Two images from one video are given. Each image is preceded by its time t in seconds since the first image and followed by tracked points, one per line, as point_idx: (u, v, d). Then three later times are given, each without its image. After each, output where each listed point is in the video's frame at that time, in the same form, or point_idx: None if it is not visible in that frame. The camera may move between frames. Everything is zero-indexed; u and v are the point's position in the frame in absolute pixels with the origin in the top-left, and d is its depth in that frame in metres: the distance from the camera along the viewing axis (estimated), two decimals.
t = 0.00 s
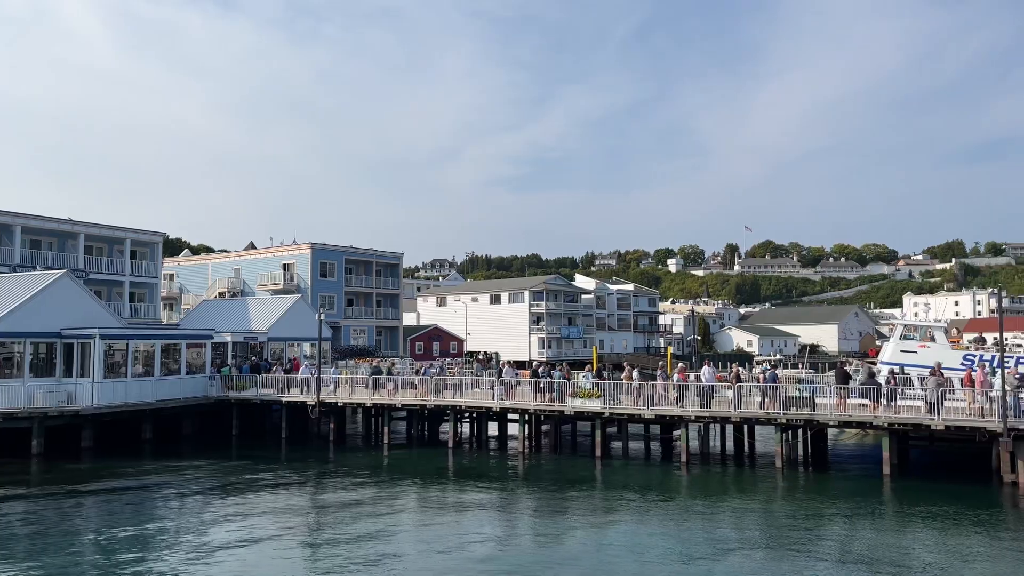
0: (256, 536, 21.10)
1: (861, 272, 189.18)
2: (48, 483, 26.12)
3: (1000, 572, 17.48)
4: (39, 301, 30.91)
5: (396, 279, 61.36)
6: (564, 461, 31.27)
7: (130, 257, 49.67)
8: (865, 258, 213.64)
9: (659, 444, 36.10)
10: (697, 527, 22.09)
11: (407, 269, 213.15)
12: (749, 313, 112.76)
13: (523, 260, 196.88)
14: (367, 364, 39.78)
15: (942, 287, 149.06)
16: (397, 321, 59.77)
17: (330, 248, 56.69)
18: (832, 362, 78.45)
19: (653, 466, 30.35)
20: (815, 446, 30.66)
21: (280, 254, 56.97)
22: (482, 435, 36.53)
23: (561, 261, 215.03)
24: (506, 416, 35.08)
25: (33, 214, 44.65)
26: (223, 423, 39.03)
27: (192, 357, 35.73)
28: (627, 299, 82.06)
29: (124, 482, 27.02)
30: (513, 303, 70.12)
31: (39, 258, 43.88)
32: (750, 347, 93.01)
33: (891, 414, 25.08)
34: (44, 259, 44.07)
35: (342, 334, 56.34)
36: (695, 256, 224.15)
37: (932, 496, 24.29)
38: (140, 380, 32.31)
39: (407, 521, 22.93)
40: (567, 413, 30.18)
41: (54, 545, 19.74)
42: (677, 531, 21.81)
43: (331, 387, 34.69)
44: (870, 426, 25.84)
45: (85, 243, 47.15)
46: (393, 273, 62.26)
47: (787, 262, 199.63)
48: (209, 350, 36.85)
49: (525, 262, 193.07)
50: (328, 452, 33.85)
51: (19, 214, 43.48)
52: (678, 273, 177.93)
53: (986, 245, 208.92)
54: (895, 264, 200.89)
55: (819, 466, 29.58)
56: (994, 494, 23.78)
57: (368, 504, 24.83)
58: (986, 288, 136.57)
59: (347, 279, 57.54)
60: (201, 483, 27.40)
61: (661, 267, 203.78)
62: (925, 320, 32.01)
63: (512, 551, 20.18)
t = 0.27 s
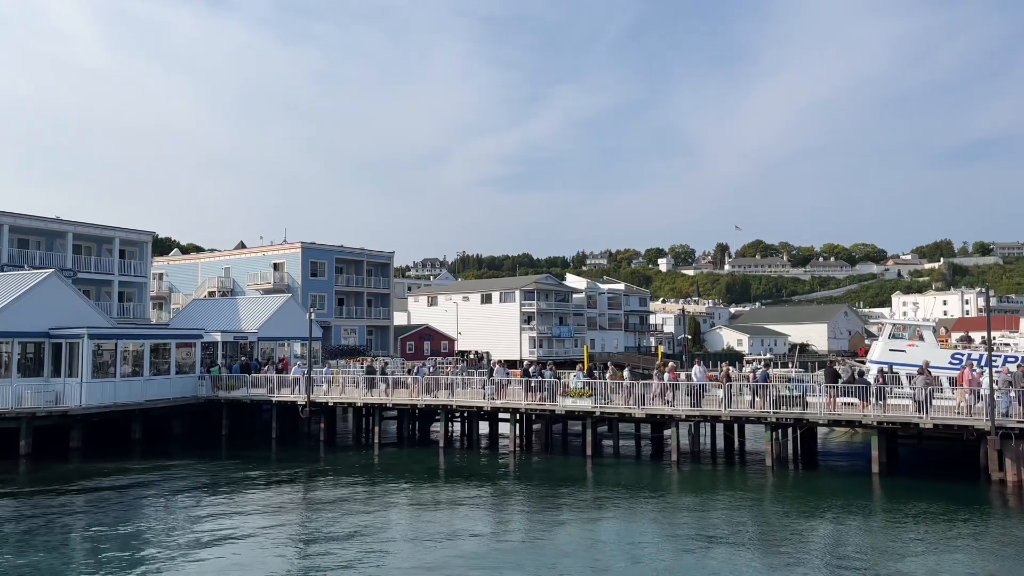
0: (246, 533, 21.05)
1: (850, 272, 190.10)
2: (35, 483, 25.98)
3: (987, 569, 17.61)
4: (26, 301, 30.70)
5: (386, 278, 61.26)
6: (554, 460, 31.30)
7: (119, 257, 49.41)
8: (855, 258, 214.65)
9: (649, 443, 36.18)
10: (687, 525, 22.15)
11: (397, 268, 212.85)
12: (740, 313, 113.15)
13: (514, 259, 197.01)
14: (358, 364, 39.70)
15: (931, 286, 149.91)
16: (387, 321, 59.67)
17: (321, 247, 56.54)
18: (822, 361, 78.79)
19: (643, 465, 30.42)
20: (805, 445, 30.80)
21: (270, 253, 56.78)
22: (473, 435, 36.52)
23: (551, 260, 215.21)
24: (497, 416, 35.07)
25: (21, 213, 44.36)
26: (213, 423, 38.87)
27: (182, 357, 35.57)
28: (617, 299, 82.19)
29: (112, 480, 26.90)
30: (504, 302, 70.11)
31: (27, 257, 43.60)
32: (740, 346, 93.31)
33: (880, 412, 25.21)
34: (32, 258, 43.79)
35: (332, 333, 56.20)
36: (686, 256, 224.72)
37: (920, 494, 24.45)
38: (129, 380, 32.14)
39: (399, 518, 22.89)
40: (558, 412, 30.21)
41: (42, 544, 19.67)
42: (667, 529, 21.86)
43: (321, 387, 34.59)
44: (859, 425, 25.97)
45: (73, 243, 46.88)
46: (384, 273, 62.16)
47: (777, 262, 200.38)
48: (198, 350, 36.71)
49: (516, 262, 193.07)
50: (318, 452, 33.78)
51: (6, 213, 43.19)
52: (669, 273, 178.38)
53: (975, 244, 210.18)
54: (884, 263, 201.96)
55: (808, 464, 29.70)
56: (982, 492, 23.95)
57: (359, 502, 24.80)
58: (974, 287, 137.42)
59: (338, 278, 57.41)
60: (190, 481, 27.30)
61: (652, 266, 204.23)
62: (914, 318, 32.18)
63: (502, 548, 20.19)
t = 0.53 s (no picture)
0: (234, 530, 20.94)
1: (836, 271, 191.29)
2: (19, 483, 25.76)
3: (971, 565, 17.75)
4: (9, 301, 30.40)
5: (374, 277, 61.10)
6: (543, 459, 31.31)
7: (104, 256, 49.06)
8: (841, 257, 215.99)
9: (637, 441, 36.27)
10: (676, 522, 22.21)
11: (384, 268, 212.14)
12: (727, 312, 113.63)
13: (502, 259, 197.10)
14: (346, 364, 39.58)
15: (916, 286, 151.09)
16: (375, 320, 59.54)
17: (308, 246, 56.34)
18: (808, 360, 79.26)
19: (631, 464, 30.49)
20: (791, 443, 30.97)
21: (257, 252, 56.53)
22: (461, 434, 36.48)
23: (539, 260, 215.39)
24: (485, 415, 35.06)
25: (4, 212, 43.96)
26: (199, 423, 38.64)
27: (168, 357, 35.34)
28: (605, 298, 82.35)
29: (98, 480, 26.69)
30: (492, 301, 70.11)
31: (10, 257, 43.21)
32: (728, 345, 93.68)
33: (866, 410, 25.37)
34: (16, 257, 43.40)
35: (320, 333, 56.01)
36: (673, 255, 225.40)
37: (905, 491, 24.63)
38: (115, 380, 31.91)
39: (388, 515, 22.86)
40: (546, 411, 30.24)
41: (27, 543, 19.52)
42: (655, 526, 21.90)
43: (309, 387, 34.47)
44: (845, 423, 26.12)
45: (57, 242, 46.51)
46: (372, 272, 62.01)
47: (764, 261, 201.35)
48: (184, 350, 36.50)
49: (504, 261, 193.04)
50: (305, 452, 33.65)
51: None
52: (657, 273, 178.89)
53: (959, 244, 211.94)
54: (870, 263, 203.30)
55: (795, 463, 29.85)
56: (967, 489, 24.17)
57: (347, 500, 24.73)
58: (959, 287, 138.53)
59: (325, 278, 57.23)
60: (177, 479, 27.14)
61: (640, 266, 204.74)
62: (899, 317, 32.39)
63: (491, 544, 20.18)
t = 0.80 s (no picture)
0: (225, 528, 20.83)
1: (825, 271, 192.22)
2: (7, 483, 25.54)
3: (960, 561, 17.86)
4: None
5: (364, 277, 60.94)
6: (533, 458, 31.32)
7: (92, 255, 48.75)
8: (830, 256, 217.11)
9: (627, 440, 36.33)
10: (667, 519, 22.23)
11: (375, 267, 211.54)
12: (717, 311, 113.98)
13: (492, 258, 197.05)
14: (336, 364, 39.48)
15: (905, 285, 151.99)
16: (366, 320, 59.42)
17: (298, 246, 56.18)
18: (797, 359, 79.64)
19: (621, 462, 30.52)
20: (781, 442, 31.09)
21: (246, 252, 56.28)
22: (452, 434, 36.44)
23: (530, 260, 215.52)
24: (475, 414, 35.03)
25: None
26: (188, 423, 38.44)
27: (157, 357, 35.16)
28: (596, 297, 82.46)
29: (86, 479, 26.51)
30: (482, 301, 70.09)
31: None
32: (717, 344, 93.97)
33: (855, 409, 25.47)
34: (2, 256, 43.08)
35: (310, 333, 55.85)
36: (663, 255, 225.93)
37: (894, 489, 24.76)
38: (103, 380, 31.72)
39: (379, 513, 22.80)
40: (536, 410, 30.25)
41: (14, 542, 19.38)
42: (646, 523, 21.92)
43: (299, 386, 34.36)
44: (834, 422, 26.24)
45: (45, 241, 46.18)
46: (362, 272, 61.89)
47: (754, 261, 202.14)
48: (173, 350, 36.32)
49: (494, 261, 192.96)
50: (295, 451, 33.54)
51: None
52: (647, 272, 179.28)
53: (947, 244, 213.38)
54: (859, 263, 204.32)
55: (784, 461, 29.94)
56: (955, 486, 24.32)
57: (338, 499, 24.65)
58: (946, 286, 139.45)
59: (315, 277, 57.09)
60: (166, 479, 26.97)
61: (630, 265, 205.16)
62: (888, 316, 32.57)
63: (483, 542, 20.15)
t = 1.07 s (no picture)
0: (212, 533, 20.75)
1: (811, 269, 193.30)
2: None
3: (946, 558, 17.97)
4: None
5: (352, 276, 60.75)
6: (522, 457, 31.34)
7: (76, 254, 48.36)
8: (816, 255, 218.38)
9: (615, 438, 36.41)
10: (655, 520, 22.27)
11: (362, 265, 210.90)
12: (705, 309, 114.30)
13: (480, 257, 196.97)
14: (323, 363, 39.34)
15: (890, 283, 153.08)
16: (353, 319, 59.25)
17: (285, 244, 55.91)
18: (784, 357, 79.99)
19: (610, 461, 30.60)
20: (767, 439, 31.27)
21: (233, 250, 55.99)
22: (440, 433, 36.40)
23: (518, 258, 215.57)
24: (464, 413, 35.02)
25: None
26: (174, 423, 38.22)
27: (143, 356, 34.96)
28: (584, 296, 82.55)
29: (72, 482, 26.35)
30: (471, 299, 70.02)
31: None
32: (705, 342, 94.33)
33: (841, 406, 25.61)
34: None
35: (297, 331, 55.62)
36: (651, 253, 226.56)
37: (879, 486, 24.95)
38: (87, 380, 31.51)
39: (366, 515, 22.78)
40: (525, 408, 30.28)
41: None
42: (634, 523, 21.96)
43: (286, 386, 34.23)
44: (821, 419, 26.37)
45: (28, 240, 45.79)
46: (349, 270, 61.68)
47: (741, 259, 203.05)
48: (159, 349, 36.10)
49: (482, 260, 192.89)
50: (283, 451, 33.45)
51: None
52: (635, 270, 179.66)
53: (931, 242, 215.09)
54: (845, 261, 205.64)
55: (771, 458, 30.09)
56: (939, 483, 24.53)
57: (326, 500, 24.59)
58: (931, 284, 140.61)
59: (303, 276, 56.85)
60: (153, 481, 26.83)
61: (618, 263, 205.63)
62: (873, 314, 32.80)
63: (471, 544, 20.14)
